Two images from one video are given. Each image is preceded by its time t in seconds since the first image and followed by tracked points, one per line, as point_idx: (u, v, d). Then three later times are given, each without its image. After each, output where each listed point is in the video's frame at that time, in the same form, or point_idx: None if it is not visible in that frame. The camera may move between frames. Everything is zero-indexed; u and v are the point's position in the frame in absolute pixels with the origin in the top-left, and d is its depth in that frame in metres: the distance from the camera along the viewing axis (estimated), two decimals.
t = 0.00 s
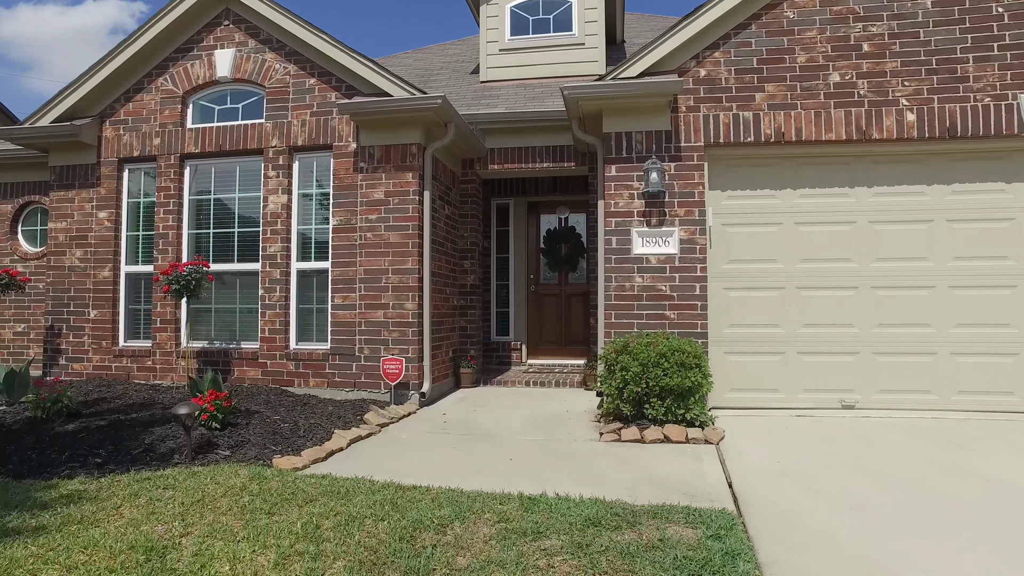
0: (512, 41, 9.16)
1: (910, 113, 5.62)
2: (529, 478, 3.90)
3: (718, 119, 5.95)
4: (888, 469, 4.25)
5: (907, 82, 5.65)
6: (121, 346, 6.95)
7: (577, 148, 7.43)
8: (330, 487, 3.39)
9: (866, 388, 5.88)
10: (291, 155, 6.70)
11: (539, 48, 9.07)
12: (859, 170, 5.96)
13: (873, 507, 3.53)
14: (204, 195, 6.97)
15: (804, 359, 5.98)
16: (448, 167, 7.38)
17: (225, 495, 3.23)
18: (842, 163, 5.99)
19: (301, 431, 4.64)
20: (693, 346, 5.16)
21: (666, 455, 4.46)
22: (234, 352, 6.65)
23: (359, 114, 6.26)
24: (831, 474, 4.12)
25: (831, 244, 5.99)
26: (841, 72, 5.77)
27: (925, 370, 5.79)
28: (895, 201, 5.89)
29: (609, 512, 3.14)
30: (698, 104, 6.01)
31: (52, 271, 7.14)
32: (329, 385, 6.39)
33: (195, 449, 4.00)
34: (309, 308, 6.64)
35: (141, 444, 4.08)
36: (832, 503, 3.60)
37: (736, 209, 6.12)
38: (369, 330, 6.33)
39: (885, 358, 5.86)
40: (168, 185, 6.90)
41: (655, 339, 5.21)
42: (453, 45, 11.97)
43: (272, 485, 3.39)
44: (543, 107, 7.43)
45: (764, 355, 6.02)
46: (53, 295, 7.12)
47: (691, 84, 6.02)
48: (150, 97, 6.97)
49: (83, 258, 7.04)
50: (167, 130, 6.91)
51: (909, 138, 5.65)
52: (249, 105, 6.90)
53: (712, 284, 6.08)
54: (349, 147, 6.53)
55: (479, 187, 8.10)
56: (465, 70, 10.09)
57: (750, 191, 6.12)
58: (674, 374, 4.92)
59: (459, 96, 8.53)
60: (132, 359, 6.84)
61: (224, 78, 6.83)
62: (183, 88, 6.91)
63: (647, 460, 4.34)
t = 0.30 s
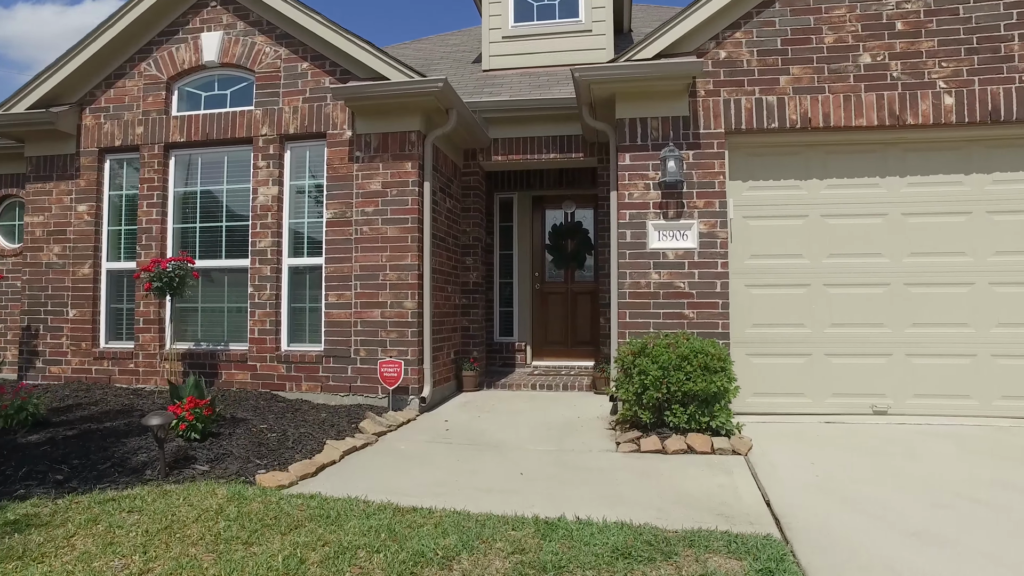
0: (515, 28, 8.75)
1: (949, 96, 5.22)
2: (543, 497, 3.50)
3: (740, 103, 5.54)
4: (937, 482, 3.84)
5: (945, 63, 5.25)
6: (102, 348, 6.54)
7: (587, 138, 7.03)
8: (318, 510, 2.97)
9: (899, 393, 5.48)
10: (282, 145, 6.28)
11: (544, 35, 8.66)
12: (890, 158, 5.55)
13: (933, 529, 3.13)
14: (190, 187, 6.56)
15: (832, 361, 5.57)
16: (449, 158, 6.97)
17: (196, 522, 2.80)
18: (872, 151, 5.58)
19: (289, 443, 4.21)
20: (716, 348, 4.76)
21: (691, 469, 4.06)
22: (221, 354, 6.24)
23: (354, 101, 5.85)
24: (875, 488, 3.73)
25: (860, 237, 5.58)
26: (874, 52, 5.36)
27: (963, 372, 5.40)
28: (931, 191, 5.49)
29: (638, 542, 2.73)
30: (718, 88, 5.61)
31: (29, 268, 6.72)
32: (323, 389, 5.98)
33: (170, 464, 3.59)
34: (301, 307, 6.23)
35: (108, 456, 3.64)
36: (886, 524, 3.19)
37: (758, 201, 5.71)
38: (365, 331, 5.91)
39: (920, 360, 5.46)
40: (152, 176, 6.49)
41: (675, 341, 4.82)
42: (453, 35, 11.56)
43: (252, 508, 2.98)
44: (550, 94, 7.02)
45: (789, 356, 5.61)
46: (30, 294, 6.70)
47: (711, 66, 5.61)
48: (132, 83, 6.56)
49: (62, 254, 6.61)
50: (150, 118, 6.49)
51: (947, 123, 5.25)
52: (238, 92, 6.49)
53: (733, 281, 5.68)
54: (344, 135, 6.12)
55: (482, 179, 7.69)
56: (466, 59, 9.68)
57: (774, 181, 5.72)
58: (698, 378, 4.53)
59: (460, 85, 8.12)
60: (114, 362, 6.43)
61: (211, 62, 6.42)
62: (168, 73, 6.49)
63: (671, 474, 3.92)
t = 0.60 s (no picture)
0: (521, 15, 8.33)
1: (996, 80, 4.82)
2: (563, 527, 3.08)
3: (768, 89, 5.13)
4: (1002, 506, 3.43)
5: (992, 44, 4.85)
6: (81, 352, 6.11)
7: (598, 129, 6.63)
8: (305, 548, 2.55)
9: (940, 402, 5.07)
10: (273, 134, 5.87)
11: (551, 22, 8.24)
12: (929, 148, 5.15)
13: (1015, 565, 2.71)
14: (175, 180, 6.13)
15: (867, 368, 5.16)
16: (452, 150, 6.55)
17: (158, 565, 2.36)
18: (909, 140, 5.18)
19: (274, 461, 3.77)
20: (747, 355, 4.36)
21: (725, 490, 3.64)
22: (207, 360, 5.81)
23: (351, 87, 5.44)
24: (934, 513, 3.32)
25: (896, 234, 5.17)
26: (914, 33, 4.94)
27: (1009, 379, 5.00)
28: (974, 184, 5.09)
29: None
30: (744, 72, 5.19)
31: (3, 267, 6.28)
32: (317, 397, 5.56)
33: (139, 488, 3.16)
34: (294, 309, 5.81)
35: (67, 481, 3.21)
36: (959, 559, 2.78)
37: (785, 194, 5.30)
38: (362, 334, 5.49)
39: (962, 367, 5.06)
40: (134, 169, 6.06)
41: (701, 347, 4.43)
42: (455, 26, 11.14)
43: (228, 546, 2.55)
44: (560, 83, 6.61)
45: (820, 362, 5.20)
46: (3, 294, 6.27)
47: (736, 49, 5.19)
48: (113, 68, 6.13)
49: (37, 252, 6.18)
50: (132, 107, 6.06)
51: (994, 110, 4.85)
52: (227, 78, 6.06)
53: (760, 281, 5.27)
54: (339, 124, 5.70)
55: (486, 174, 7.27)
56: (468, 49, 9.26)
57: (803, 173, 5.31)
58: (728, 388, 4.13)
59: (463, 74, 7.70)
60: (92, 368, 6.00)
61: (197, 47, 5.99)
62: (150, 58, 6.05)
63: (704, 498, 3.51)
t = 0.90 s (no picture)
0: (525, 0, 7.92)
1: None
2: (586, 563, 2.67)
3: (797, 72, 4.72)
4: None
5: None
6: (53, 357, 5.68)
7: (609, 119, 6.24)
8: None
9: (983, 411, 4.68)
10: (261, 122, 5.45)
11: (557, 8, 7.83)
12: (971, 136, 4.75)
13: None
14: (156, 172, 5.71)
15: (904, 374, 4.76)
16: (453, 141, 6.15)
17: None
18: (948, 128, 4.79)
19: (255, 481, 3.34)
20: (780, 361, 3.98)
21: (765, 516, 3.23)
22: (189, 365, 5.39)
23: (343, 70, 5.01)
24: (1008, 541, 2.92)
25: (936, 229, 4.78)
26: (958, 10, 4.54)
27: None
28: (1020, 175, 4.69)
29: None
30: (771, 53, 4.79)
31: None
32: (307, 405, 5.15)
33: (96, 518, 2.74)
34: (283, 310, 5.40)
35: (12, 509, 2.78)
36: None
37: (814, 186, 4.90)
38: (356, 338, 5.08)
39: (1008, 373, 4.66)
40: (111, 159, 5.64)
41: (729, 353, 4.05)
42: (454, 16, 10.73)
43: None
44: (568, 69, 6.20)
45: (853, 368, 4.80)
46: None
47: (762, 28, 4.79)
48: (88, 51, 5.70)
49: (7, 249, 5.75)
50: (109, 92, 5.63)
51: None
52: (211, 63, 5.64)
53: (789, 279, 4.88)
54: (332, 111, 5.28)
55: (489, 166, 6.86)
56: (469, 38, 8.84)
57: (834, 163, 4.91)
58: (762, 399, 3.73)
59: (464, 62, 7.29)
60: (66, 373, 5.58)
61: (179, 28, 5.56)
62: (129, 41, 5.63)
63: (742, 524, 3.11)
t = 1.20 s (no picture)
0: None
1: None
2: None
3: (828, 56, 4.35)
4: None
5: None
6: (24, 364, 5.29)
7: (620, 111, 5.87)
8: None
9: None
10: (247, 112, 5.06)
11: None
12: (1016, 126, 4.40)
13: None
14: (134, 165, 5.31)
15: (943, 385, 4.39)
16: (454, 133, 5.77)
17: None
18: (990, 118, 4.43)
19: (233, 510, 2.96)
20: (818, 373, 3.60)
21: (810, 549, 2.85)
22: (170, 373, 5.00)
23: (336, 55, 4.62)
24: None
25: (978, 227, 4.41)
26: None
27: None
28: None
29: None
30: (800, 36, 4.41)
31: None
32: (297, 417, 4.76)
33: (40, 562, 2.36)
34: (271, 315, 5.01)
35: None
36: None
37: (845, 181, 4.54)
38: (350, 345, 4.69)
39: None
40: (85, 152, 5.24)
41: (760, 362, 3.68)
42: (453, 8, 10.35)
43: None
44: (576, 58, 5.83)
45: (887, 378, 4.43)
46: None
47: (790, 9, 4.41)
48: (61, 36, 5.30)
49: None
50: (84, 80, 5.24)
51: None
52: (194, 48, 5.25)
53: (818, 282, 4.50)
54: (324, 99, 4.90)
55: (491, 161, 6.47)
56: (469, 28, 8.46)
57: (866, 156, 4.54)
58: (800, 415, 3.36)
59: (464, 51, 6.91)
60: (37, 383, 5.19)
61: (159, 11, 5.16)
62: (105, 25, 5.23)
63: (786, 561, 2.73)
